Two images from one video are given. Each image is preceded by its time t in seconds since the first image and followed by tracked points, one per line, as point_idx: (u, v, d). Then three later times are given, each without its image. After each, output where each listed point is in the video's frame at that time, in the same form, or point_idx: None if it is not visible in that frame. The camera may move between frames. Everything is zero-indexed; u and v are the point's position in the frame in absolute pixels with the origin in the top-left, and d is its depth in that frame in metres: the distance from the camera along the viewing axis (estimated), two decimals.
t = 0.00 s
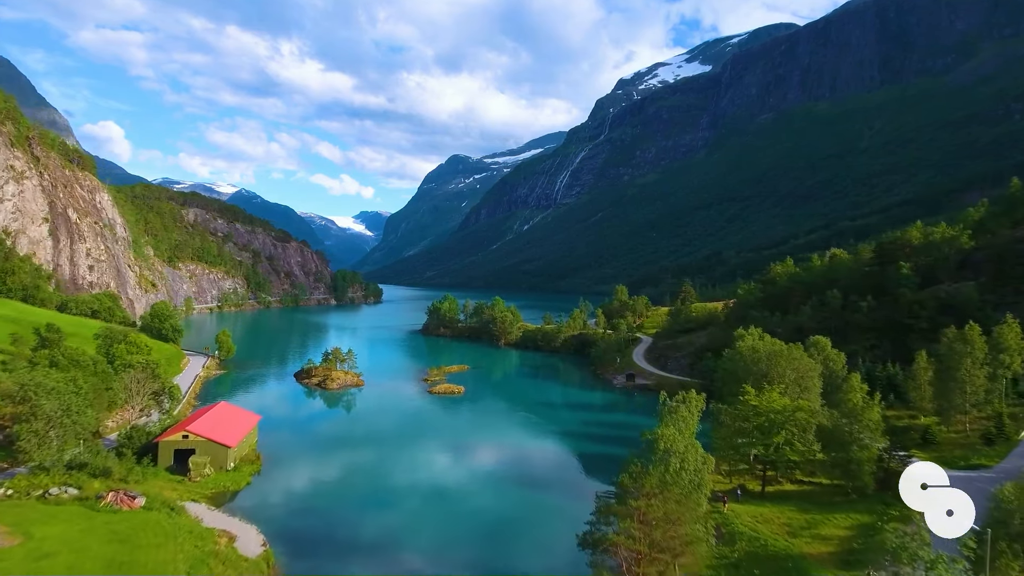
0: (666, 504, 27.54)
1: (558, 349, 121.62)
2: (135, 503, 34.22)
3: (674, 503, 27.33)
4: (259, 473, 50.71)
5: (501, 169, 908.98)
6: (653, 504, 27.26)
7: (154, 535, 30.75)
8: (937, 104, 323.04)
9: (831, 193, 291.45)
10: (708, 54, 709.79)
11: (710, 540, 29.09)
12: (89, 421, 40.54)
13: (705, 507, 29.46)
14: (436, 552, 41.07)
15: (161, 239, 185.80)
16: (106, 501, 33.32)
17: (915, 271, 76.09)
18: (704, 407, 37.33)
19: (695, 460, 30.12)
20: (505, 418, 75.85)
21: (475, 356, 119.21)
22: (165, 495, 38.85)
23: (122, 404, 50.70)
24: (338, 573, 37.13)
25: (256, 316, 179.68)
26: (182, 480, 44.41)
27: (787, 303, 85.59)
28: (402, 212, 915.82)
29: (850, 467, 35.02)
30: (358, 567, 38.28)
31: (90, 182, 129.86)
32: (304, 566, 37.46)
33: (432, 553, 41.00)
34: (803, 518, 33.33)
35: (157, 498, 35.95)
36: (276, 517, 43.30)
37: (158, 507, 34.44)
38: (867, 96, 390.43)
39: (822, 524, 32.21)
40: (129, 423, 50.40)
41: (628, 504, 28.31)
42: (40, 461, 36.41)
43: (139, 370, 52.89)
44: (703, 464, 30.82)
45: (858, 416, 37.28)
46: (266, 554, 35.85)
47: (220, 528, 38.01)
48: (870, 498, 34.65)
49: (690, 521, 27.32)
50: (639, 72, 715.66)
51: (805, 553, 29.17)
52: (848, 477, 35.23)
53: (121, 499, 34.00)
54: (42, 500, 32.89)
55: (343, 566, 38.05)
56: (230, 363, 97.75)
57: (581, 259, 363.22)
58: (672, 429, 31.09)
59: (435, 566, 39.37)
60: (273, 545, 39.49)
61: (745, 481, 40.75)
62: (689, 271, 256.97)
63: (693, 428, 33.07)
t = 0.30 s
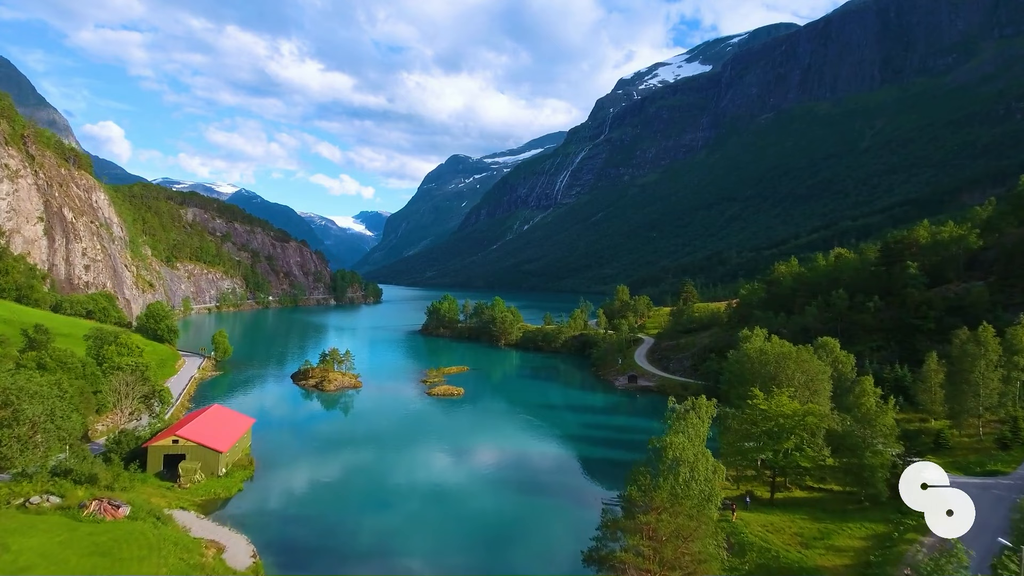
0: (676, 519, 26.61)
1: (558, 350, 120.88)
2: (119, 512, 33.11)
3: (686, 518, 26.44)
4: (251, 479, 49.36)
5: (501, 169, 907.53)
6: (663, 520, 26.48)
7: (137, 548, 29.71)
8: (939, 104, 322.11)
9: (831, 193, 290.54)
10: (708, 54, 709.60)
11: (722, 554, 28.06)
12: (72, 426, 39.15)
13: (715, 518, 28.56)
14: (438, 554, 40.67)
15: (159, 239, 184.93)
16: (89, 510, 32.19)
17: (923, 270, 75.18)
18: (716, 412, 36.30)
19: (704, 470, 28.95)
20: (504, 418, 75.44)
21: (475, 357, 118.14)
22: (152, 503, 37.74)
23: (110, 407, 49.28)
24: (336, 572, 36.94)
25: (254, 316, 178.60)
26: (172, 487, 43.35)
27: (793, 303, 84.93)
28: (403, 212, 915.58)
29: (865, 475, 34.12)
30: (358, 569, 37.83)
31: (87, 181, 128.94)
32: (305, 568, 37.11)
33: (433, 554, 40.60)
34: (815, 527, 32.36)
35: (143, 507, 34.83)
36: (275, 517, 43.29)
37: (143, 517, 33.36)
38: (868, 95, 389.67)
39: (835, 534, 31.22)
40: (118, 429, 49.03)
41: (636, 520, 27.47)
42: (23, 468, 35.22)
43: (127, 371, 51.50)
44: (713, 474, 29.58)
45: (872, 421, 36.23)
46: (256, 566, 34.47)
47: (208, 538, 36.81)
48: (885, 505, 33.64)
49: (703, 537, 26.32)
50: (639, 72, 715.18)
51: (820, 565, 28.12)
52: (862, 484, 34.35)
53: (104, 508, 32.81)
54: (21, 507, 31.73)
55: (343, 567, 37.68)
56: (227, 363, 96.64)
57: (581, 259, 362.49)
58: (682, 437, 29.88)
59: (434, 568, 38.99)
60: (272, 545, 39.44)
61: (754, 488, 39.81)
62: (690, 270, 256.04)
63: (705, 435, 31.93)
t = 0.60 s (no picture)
0: (688, 536, 25.53)
1: (559, 351, 119.99)
2: (102, 523, 32.22)
3: (699, 536, 25.39)
4: (245, 485, 48.18)
5: (501, 168, 905.84)
6: (675, 538, 25.38)
7: (119, 561, 28.78)
8: (939, 103, 321.24)
9: (832, 193, 289.52)
10: (708, 54, 709.14)
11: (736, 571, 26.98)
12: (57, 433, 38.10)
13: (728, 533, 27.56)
14: (437, 555, 40.49)
15: (157, 238, 183.97)
16: (70, 520, 31.27)
17: (930, 270, 74.29)
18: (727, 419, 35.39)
19: (714, 481, 27.96)
20: (504, 418, 75.06)
21: (475, 358, 117.15)
22: (138, 512, 36.75)
23: (97, 411, 48.12)
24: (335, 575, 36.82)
25: (252, 317, 177.34)
26: (161, 494, 42.24)
27: (798, 303, 84.19)
28: (403, 212, 914.83)
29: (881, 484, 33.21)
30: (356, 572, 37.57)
31: (82, 180, 127.93)
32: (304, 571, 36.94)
33: (433, 556, 40.45)
34: (829, 537, 31.47)
35: (127, 517, 33.88)
36: (274, 518, 43.33)
37: (127, 528, 32.41)
38: (868, 95, 389.06)
39: (850, 545, 30.30)
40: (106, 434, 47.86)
41: (645, 535, 26.11)
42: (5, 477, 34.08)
43: (115, 375, 50.34)
44: (723, 484, 28.53)
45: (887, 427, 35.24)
46: None
47: (195, 549, 35.80)
48: (900, 514, 32.66)
49: (716, 555, 25.38)
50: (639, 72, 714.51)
51: None
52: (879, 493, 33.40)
53: (87, 518, 31.92)
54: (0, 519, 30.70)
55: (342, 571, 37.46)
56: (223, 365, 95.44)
57: (581, 260, 361.65)
58: (692, 445, 28.83)
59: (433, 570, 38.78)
60: (271, 546, 39.50)
61: (764, 496, 38.88)
62: (690, 270, 255.07)
63: (717, 443, 30.88)
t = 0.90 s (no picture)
0: (702, 556, 25.25)
1: (560, 352, 118.98)
2: (84, 533, 31.17)
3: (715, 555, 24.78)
4: (236, 492, 46.92)
5: (501, 168, 904.69)
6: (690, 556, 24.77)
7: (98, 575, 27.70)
8: (941, 103, 320.13)
9: (832, 193, 288.31)
10: (709, 54, 708.21)
11: None
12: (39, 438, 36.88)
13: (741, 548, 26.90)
14: (437, 555, 40.34)
15: (155, 238, 183.12)
16: (51, 532, 30.14)
17: (939, 270, 73.17)
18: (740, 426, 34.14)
19: (728, 492, 27.06)
20: (505, 418, 74.71)
21: (475, 358, 116.22)
22: (123, 522, 35.54)
23: (84, 415, 46.86)
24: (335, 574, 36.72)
25: (251, 317, 176.38)
26: (148, 501, 41.03)
27: (803, 304, 83.36)
28: (402, 212, 913.90)
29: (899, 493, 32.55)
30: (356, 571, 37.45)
31: (78, 179, 126.96)
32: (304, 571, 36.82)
33: (433, 556, 40.33)
34: (843, 548, 30.61)
35: (110, 527, 32.89)
36: (274, 520, 43.26)
37: (109, 540, 31.37)
38: (869, 95, 388.19)
39: (866, 557, 29.41)
40: (94, 438, 46.67)
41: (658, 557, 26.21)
42: None
43: (102, 378, 49.03)
44: (738, 495, 27.72)
45: (905, 432, 34.54)
46: None
47: (181, 559, 34.69)
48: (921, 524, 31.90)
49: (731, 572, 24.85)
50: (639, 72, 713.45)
51: None
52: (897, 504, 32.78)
53: (68, 528, 30.82)
54: None
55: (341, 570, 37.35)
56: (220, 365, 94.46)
57: (581, 260, 360.70)
58: (704, 454, 27.97)
59: (433, 571, 38.40)
60: (269, 548, 39.24)
61: (773, 503, 38.09)
62: (691, 270, 254.01)
63: (730, 452, 29.91)
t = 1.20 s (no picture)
0: None
1: (560, 353, 118.11)
2: (64, 545, 30.12)
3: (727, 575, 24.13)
4: (227, 498, 45.79)
5: (501, 168, 903.84)
6: None
7: None
8: (941, 103, 319.17)
9: (833, 193, 287.43)
10: (709, 54, 707.41)
11: None
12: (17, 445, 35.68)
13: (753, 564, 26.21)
14: (436, 556, 40.57)
15: (153, 238, 182.37)
16: (30, 542, 28.99)
17: (947, 269, 72.02)
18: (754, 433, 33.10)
19: (741, 505, 26.31)
20: (506, 418, 74.52)
21: (474, 359, 115.08)
22: (105, 532, 34.34)
23: (69, 418, 45.62)
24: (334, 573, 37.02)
25: (249, 318, 175.02)
26: (136, 509, 39.86)
27: (808, 304, 82.57)
28: (403, 212, 913.59)
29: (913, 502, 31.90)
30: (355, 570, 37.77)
31: (74, 178, 126.08)
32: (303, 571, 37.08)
33: (432, 555, 40.66)
34: (859, 560, 29.83)
35: (92, 539, 31.90)
36: (274, 520, 43.51)
37: (90, 553, 30.41)
38: (869, 95, 387.46)
39: (884, 568, 28.64)
40: (80, 443, 45.45)
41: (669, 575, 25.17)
42: None
43: (88, 380, 47.76)
44: (752, 507, 26.83)
45: (920, 438, 33.84)
46: None
47: (167, 570, 33.64)
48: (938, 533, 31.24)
49: None
50: (639, 72, 712.77)
51: None
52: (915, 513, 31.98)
53: (47, 540, 29.65)
54: None
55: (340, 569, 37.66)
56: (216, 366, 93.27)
57: (581, 260, 359.98)
58: (716, 465, 27.04)
59: (433, 572, 38.60)
60: (269, 548, 39.47)
61: (784, 511, 37.37)
62: (691, 270, 253.33)
63: (744, 461, 28.92)
